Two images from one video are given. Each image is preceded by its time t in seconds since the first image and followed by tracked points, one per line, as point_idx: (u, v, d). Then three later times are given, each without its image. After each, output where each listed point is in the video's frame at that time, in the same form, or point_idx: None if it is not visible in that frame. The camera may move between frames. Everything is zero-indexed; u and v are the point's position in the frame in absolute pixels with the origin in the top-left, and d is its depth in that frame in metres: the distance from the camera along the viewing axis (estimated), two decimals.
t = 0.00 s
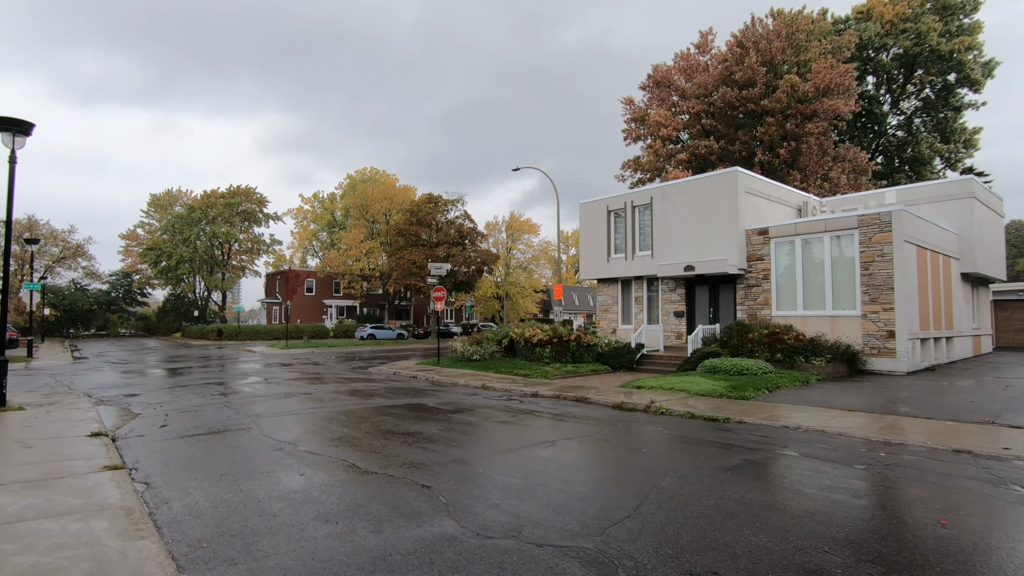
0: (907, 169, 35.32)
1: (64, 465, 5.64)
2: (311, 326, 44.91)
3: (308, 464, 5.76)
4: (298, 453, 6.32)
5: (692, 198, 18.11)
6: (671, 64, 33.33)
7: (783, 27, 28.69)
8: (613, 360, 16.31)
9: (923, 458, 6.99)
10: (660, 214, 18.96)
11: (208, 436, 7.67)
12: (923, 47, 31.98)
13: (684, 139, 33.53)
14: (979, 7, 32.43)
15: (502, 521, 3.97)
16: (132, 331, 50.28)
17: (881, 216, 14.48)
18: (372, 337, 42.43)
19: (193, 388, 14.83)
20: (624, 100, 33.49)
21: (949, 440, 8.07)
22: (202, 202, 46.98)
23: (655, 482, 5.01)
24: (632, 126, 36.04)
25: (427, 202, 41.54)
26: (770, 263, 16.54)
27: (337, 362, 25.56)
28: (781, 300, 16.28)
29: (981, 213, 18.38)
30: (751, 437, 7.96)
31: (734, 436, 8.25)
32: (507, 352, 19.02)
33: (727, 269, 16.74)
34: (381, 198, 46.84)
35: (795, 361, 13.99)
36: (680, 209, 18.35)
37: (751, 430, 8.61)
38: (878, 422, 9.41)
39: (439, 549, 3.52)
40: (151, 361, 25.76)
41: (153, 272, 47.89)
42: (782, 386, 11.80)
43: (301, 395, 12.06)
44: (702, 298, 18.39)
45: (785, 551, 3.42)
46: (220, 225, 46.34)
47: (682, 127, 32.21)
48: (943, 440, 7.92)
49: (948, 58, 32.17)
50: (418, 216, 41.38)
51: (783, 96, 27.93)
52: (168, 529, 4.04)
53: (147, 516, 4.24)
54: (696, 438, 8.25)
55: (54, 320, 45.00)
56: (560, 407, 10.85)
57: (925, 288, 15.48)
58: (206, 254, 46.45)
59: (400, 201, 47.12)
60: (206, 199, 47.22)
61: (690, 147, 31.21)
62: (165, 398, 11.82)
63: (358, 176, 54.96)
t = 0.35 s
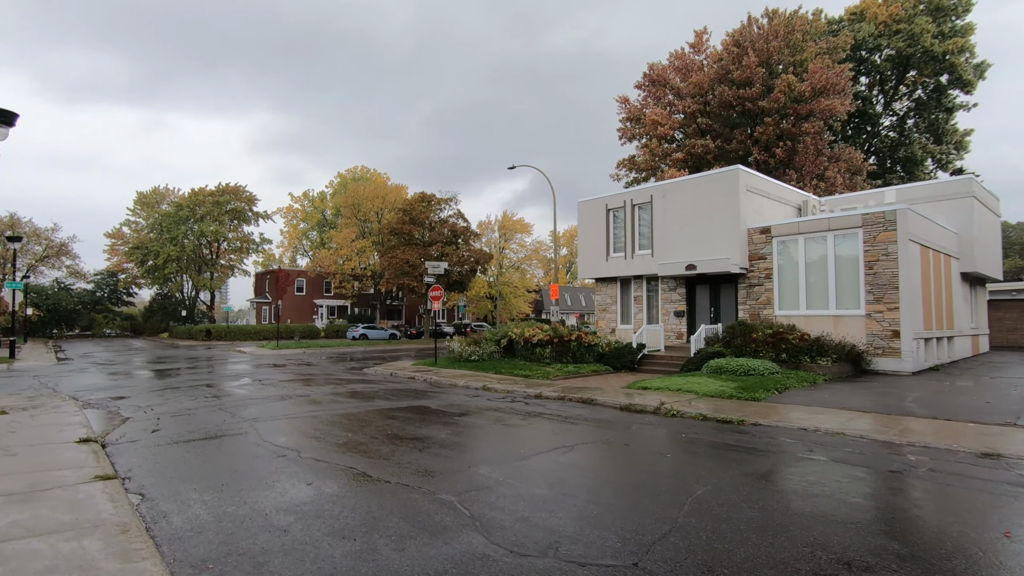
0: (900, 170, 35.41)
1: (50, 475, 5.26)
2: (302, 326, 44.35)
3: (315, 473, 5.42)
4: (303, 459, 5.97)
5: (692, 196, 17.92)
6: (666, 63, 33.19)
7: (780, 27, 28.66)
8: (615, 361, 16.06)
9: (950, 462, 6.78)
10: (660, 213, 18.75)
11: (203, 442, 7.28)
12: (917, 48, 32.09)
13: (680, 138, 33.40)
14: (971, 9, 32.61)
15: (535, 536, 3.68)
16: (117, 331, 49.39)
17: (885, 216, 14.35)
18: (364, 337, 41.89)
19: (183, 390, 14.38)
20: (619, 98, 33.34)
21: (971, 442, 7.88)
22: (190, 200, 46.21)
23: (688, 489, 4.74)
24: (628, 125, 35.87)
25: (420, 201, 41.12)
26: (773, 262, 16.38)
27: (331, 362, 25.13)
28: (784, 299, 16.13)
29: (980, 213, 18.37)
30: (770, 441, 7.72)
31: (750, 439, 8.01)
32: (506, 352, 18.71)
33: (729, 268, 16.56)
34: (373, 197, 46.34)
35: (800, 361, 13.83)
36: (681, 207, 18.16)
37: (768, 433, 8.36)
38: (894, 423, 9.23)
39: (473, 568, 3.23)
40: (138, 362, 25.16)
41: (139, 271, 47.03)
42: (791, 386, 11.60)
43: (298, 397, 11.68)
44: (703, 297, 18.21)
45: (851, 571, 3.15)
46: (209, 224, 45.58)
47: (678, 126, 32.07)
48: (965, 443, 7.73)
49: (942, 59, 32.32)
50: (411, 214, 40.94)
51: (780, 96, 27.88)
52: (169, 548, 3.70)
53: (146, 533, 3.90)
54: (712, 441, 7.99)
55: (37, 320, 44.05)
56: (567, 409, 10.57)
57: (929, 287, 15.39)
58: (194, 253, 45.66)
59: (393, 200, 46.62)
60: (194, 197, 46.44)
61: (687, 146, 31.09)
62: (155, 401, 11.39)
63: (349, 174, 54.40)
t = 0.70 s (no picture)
0: (895, 170, 35.46)
1: (38, 485, 4.89)
2: (295, 326, 43.86)
3: (324, 481, 5.07)
4: (311, 467, 5.62)
5: (695, 194, 17.70)
6: (664, 62, 33.02)
7: (778, 26, 28.64)
8: (618, 361, 15.81)
9: (982, 465, 6.54)
10: (662, 211, 18.53)
11: (201, 447, 6.90)
12: (913, 48, 32.14)
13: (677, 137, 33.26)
14: (966, 10, 32.75)
15: (578, 553, 3.38)
16: (105, 332, 48.62)
17: (893, 214, 14.17)
18: (358, 337, 41.41)
19: (176, 392, 13.95)
20: (616, 97, 33.18)
21: (996, 443, 7.66)
22: (180, 198, 45.55)
23: (728, 498, 4.45)
24: (624, 125, 35.71)
25: (415, 200, 40.73)
26: (777, 261, 16.18)
27: (326, 363, 24.72)
28: (789, 299, 15.93)
29: (982, 212, 18.29)
30: (792, 445, 7.47)
31: (770, 442, 7.75)
32: (506, 353, 18.40)
33: (733, 267, 16.35)
34: (367, 196, 45.89)
35: (808, 361, 13.63)
36: (683, 205, 17.94)
37: (786, 435, 8.12)
38: (912, 425, 9.00)
39: None
40: (127, 363, 24.61)
41: (128, 271, 46.29)
42: (802, 387, 11.37)
43: (296, 398, 11.31)
44: (705, 297, 18.00)
45: None
46: (199, 222, 44.93)
47: (676, 125, 31.92)
48: (991, 445, 7.51)
49: (937, 60, 32.41)
50: (405, 213, 40.55)
51: (779, 95, 27.80)
52: (174, 568, 3.36)
53: (146, 552, 3.55)
54: (731, 444, 7.71)
55: (23, 320, 43.22)
56: (576, 412, 10.27)
57: (934, 287, 15.25)
58: (184, 252, 44.96)
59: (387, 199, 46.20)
60: (184, 195, 45.78)
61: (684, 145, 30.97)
62: (148, 404, 10.98)
63: (342, 173, 53.89)
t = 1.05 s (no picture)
0: (893, 170, 35.39)
1: (27, 503, 4.55)
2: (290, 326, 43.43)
3: (336, 496, 4.74)
4: (319, 479, 5.29)
5: (700, 193, 17.46)
6: (662, 61, 32.82)
7: (779, 26, 28.50)
8: (623, 363, 15.54)
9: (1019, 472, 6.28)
10: (665, 210, 18.29)
11: (200, 457, 6.54)
12: (911, 48, 32.05)
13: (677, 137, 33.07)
14: (965, 10, 32.72)
15: None
16: (96, 333, 47.92)
17: (903, 213, 13.97)
18: (354, 338, 40.97)
19: (170, 396, 13.57)
20: (615, 96, 32.98)
21: None
22: (172, 198, 44.96)
23: (772, 514, 4.14)
24: (623, 124, 35.52)
25: (411, 199, 40.35)
26: (784, 262, 15.95)
27: (322, 365, 24.34)
28: (796, 299, 15.71)
29: (987, 211, 18.15)
30: (817, 452, 7.21)
31: (793, 449, 7.45)
32: (508, 354, 18.09)
33: (739, 267, 16.12)
34: (362, 195, 45.47)
35: (818, 363, 13.41)
36: (687, 204, 17.70)
37: (808, 441, 7.86)
38: (934, 429, 8.75)
39: None
40: (120, 365, 24.16)
41: (120, 271, 45.65)
42: (815, 390, 11.11)
43: (297, 403, 10.97)
44: (710, 297, 17.75)
45: None
46: (193, 222, 44.37)
47: (675, 125, 31.72)
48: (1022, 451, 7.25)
49: (936, 60, 32.35)
50: (402, 213, 40.17)
51: (779, 95, 27.64)
52: None
53: None
54: (754, 451, 7.43)
55: (12, 321, 42.53)
56: (586, 417, 9.97)
57: (943, 287, 15.08)
58: (177, 252, 44.37)
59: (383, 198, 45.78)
60: (177, 194, 45.21)
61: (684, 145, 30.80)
62: (143, 409, 10.61)
63: (337, 172, 53.43)
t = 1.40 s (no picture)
0: (893, 169, 35.32)
1: (22, 515, 4.22)
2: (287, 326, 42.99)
3: (355, 507, 4.43)
4: (335, 488, 4.96)
5: (707, 191, 17.21)
6: (663, 59, 32.62)
7: (781, 24, 28.32)
8: (631, 363, 15.28)
9: None
10: (672, 208, 18.03)
11: (204, 463, 6.20)
12: (913, 47, 31.96)
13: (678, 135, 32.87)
14: (966, 10, 32.68)
15: None
16: (89, 333, 47.31)
17: (915, 210, 13.77)
18: (352, 338, 40.60)
19: (167, 398, 13.19)
20: (616, 94, 32.79)
21: None
22: (167, 196, 44.41)
23: (829, 526, 3.85)
24: (624, 123, 35.30)
25: (410, 198, 39.98)
26: (793, 260, 15.72)
27: (320, 365, 23.96)
28: (806, 298, 15.48)
29: (995, 210, 18.00)
30: (848, 455, 6.93)
31: (822, 452, 7.19)
32: (512, 354, 17.78)
33: (748, 266, 15.89)
34: (359, 194, 45.04)
35: (831, 363, 13.18)
36: (694, 202, 17.44)
37: (835, 443, 7.59)
38: (960, 430, 8.51)
39: None
40: (114, 366, 23.71)
41: (114, 270, 45.07)
42: (832, 390, 10.86)
43: (300, 405, 10.65)
44: (717, 297, 17.51)
45: None
46: (188, 221, 43.85)
47: (676, 123, 31.51)
48: None
49: (937, 59, 32.26)
50: (400, 212, 39.76)
51: (782, 93, 27.43)
52: None
53: None
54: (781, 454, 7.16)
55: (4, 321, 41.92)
56: (600, 419, 9.69)
57: (955, 286, 14.89)
58: (172, 251, 43.80)
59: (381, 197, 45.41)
60: (172, 193, 44.67)
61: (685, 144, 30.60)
62: (141, 412, 10.26)
63: (333, 172, 53.03)
